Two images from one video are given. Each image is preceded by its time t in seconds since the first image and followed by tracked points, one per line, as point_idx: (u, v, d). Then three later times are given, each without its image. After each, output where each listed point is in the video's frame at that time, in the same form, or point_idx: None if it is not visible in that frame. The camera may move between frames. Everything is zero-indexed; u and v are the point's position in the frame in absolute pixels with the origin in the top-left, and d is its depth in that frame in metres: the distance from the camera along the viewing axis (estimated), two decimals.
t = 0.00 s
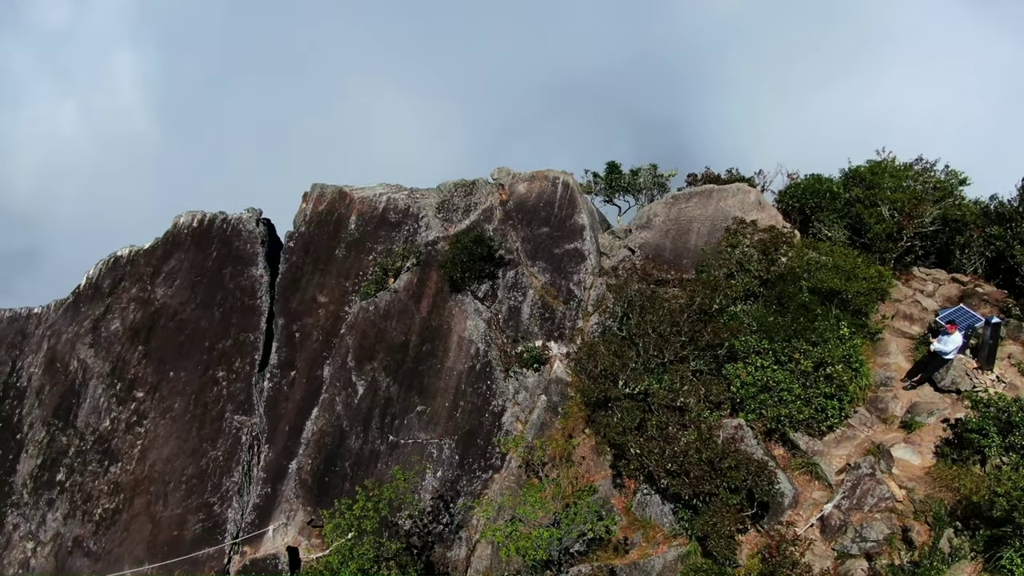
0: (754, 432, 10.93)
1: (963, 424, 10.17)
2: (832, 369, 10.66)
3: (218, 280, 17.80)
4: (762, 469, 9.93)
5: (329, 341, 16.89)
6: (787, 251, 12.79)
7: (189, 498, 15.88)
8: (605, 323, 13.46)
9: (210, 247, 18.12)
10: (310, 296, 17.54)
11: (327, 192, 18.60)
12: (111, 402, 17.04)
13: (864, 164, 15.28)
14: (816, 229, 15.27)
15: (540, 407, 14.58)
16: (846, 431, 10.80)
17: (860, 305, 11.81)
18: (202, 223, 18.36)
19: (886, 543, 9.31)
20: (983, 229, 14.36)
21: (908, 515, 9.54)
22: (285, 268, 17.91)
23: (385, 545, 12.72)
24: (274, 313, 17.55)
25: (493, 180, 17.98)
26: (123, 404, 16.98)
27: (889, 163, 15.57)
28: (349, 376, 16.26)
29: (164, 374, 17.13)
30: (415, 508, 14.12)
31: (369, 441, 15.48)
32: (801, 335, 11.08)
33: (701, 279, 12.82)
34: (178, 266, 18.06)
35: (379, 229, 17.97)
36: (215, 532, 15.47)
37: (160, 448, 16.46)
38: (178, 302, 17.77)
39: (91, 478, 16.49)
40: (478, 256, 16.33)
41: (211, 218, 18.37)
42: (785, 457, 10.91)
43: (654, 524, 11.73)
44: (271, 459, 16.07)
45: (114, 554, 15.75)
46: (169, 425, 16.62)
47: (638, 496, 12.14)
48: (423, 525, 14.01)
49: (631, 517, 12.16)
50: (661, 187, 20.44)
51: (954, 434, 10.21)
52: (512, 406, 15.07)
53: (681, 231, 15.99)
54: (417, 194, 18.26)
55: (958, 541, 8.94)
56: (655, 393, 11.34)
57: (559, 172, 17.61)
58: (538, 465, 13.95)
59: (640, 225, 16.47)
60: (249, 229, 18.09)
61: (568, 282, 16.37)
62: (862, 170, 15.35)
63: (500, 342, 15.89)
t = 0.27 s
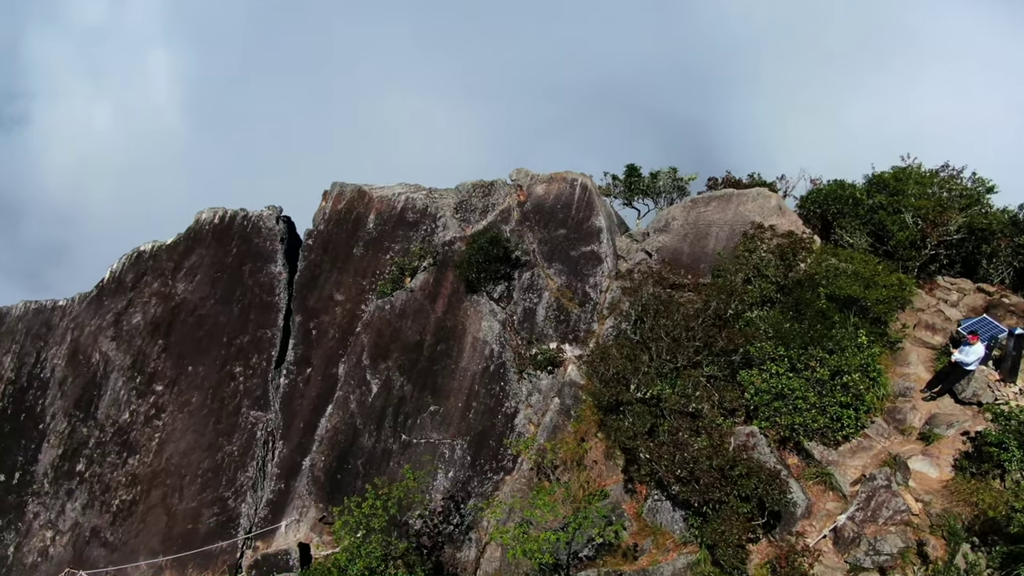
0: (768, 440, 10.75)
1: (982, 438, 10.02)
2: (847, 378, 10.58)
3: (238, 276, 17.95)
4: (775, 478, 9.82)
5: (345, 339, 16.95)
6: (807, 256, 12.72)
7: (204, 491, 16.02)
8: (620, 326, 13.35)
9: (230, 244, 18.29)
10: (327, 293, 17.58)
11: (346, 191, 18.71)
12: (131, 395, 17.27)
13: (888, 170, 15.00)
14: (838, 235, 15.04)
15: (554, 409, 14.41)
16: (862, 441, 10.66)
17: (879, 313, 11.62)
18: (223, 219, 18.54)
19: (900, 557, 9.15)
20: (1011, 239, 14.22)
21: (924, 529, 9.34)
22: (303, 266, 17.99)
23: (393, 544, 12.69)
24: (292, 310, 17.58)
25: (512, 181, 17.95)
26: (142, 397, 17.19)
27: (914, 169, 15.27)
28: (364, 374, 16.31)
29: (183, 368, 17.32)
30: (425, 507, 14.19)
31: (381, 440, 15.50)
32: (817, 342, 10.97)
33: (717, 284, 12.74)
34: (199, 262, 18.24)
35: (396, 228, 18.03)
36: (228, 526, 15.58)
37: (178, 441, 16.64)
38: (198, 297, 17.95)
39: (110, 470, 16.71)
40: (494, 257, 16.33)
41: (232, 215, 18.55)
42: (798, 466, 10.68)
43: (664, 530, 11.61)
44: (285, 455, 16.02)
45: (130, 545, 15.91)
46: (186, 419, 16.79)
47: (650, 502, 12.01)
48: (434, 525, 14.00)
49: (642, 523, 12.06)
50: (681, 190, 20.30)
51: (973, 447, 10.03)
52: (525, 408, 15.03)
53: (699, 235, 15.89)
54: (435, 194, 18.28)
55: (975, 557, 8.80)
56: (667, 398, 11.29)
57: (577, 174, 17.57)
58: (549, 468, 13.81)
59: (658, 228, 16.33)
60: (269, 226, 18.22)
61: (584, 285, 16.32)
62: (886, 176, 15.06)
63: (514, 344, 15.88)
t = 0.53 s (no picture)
0: (784, 447, 10.68)
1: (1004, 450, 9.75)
2: (866, 386, 10.44)
3: (258, 272, 18.07)
4: (789, 486, 9.75)
5: (361, 336, 16.99)
6: (826, 259, 12.71)
7: (219, 485, 16.04)
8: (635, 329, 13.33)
9: (251, 240, 18.42)
10: (345, 291, 17.66)
11: (366, 188, 18.78)
12: (151, 387, 17.47)
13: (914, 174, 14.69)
14: (861, 241, 14.80)
15: (567, 411, 14.35)
16: (879, 451, 10.52)
17: (900, 321, 11.35)
18: (244, 215, 18.69)
19: (916, 570, 9.00)
20: None
21: (941, 542, 9.20)
22: (322, 263, 18.09)
23: (402, 542, 12.62)
24: (310, 306, 17.67)
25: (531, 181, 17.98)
26: (162, 389, 17.39)
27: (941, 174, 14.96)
28: (379, 371, 16.35)
29: (202, 362, 17.47)
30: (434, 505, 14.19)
31: (395, 437, 15.52)
32: (836, 349, 10.87)
33: (734, 287, 12.65)
34: (220, 257, 18.41)
35: (415, 227, 18.05)
36: (242, 520, 15.56)
37: (195, 434, 16.76)
38: (219, 292, 18.11)
39: (129, 461, 16.88)
40: (510, 258, 16.32)
41: (254, 211, 18.69)
42: (813, 475, 10.65)
43: (676, 536, 11.53)
44: (300, 450, 16.08)
45: (147, 536, 15.97)
46: (204, 412, 16.92)
47: (662, 507, 11.93)
48: (445, 524, 13.93)
49: (654, 528, 11.99)
50: (702, 193, 20.14)
51: (995, 460, 9.77)
52: (539, 409, 14.98)
53: (719, 238, 15.83)
54: (454, 193, 18.30)
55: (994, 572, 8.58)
56: (680, 403, 11.14)
57: (596, 175, 17.52)
58: (562, 470, 13.77)
59: (677, 231, 16.37)
60: (289, 223, 18.34)
61: (601, 286, 16.26)
62: (912, 181, 14.75)
63: (529, 344, 15.86)
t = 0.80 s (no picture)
0: (800, 453, 10.61)
1: None
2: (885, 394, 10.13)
3: (278, 267, 18.18)
4: (802, 493, 9.54)
5: (378, 332, 17.01)
6: (847, 263, 12.65)
7: (235, 477, 16.05)
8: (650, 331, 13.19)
9: (272, 234, 18.55)
10: (363, 287, 17.71)
11: (386, 185, 18.82)
12: (171, 378, 17.61)
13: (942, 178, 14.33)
14: (885, 245, 14.52)
15: (582, 412, 14.24)
16: (898, 459, 10.39)
17: (923, 326, 11.14)
18: (266, 210, 18.83)
19: None
20: None
21: (960, 555, 8.96)
22: (341, 258, 18.14)
23: (411, 539, 12.74)
24: (328, 301, 17.73)
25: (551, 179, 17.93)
26: (182, 381, 17.51)
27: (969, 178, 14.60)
28: (394, 368, 16.36)
29: (221, 354, 17.59)
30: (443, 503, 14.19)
31: (409, 434, 15.52)
32: (855, 354, 10.49)
33: (752, 290, 12.54)
34: (241, 251, 18.58)
35: (434, 224, 18.05)
36: (257, 513, 15.51)
37: (213, 426, 16.80)
38: (239, 286, 18.26)
39: (148, 451, 16.94)
40: (526, 257, 16.22)
41: (275, 206, 18.83)
42: (830, 482, 10.57)
43: (688, 541, 11.38)
44: (315, 445, 16.08)
45: (163, 526, 15.95)
46: (222, 404, 16.99)
47: (674, 511, 11.75)
48: (456, 522, 13.95)
49: (665, 532, 11.85)
50: (723, 195, 19.94)
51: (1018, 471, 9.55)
52: (553, 409, 14.93)
53: (740, 239, 15.68)
54: (473, 191, 18.28)
55: None
56: (694, 405, 11.07)
57: (616, 174, 17.40)
58: (575, 472, 13.65)
59: (697, 232, 16.25)
60: (309, 218, 18.41)
61: (618, 287, 16.16)
62: (940, 185, 14.39)
63: (545, 344, 15.79)
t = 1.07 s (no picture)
0: (817, 458, 10.46)
1: None
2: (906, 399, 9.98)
3: (298, 260, 18.29)
4: (816, 499, 9.48)
5: (395, 328, 17.02)
6: (870, 265, 12.53)
7: (252, 468, 16.12)
8: (667, 331, 13.09)
9: (292, 228, 18.67)
10: (381, 281, 17.72)
11: (407, 180, 18.84)
12: (191, 369, 17.69)
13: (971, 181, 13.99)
14: (911, 249, 14.22)
15: (597, 412, 14.16)
16: (918, 467, 10.15)
17: (946, 331, 10.95)
18: (287, 203, 18.95)
19: None
20: None
21: (979, 568, 8.75)
22: (360, 253, 18.19)
23: (422, 534, 12.56)
24: (347, 296, 17.78)
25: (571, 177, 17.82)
26: (201, 372, 17.58)
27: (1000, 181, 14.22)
28: (410, 363, 16.37)
29: (240, 346, 17.69)
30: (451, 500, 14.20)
31: (423, 430, 15.52)
32: (876, 358, 10.37)
33: (772, 291, 12.48)
34: (262, 244, 18.70)
35: (453, 220, 18.02)
36: (272, 505, 15.57)
37: (231, 417, 16.86)
38: (259, 279, 18.37)
39: (167, 440, 16.98)
40: (544, 254, 16.19)
41: (297, 200, 18.95)
42: (847, 489, 10.44)
43: (701, 545, 11.27)
44: (330, 438, 16.12)
45: (181, 514, 15.99)
46: (240, 396, 17.06)
47: (688, 514, 11.65)
48: (468, 519, 13.99)
49: (678, 535, 11.73)
50: (746, 195, 19.68)
51: None
52: (568, 408, 14.86)
53: (761, 240, 15.59)
54: (493, 187, 18.23)
55: None
56: (709, 406, 10.91)
57: (637, 173, 17.34)
58: (589, 472, 13.56)
59: (718, 232, 16.11)
60: (330, 212, 18.51)
61: (637, 286, 16.04)
62: (969, 188, 14.05)
63: (561, 343, 15.71)
